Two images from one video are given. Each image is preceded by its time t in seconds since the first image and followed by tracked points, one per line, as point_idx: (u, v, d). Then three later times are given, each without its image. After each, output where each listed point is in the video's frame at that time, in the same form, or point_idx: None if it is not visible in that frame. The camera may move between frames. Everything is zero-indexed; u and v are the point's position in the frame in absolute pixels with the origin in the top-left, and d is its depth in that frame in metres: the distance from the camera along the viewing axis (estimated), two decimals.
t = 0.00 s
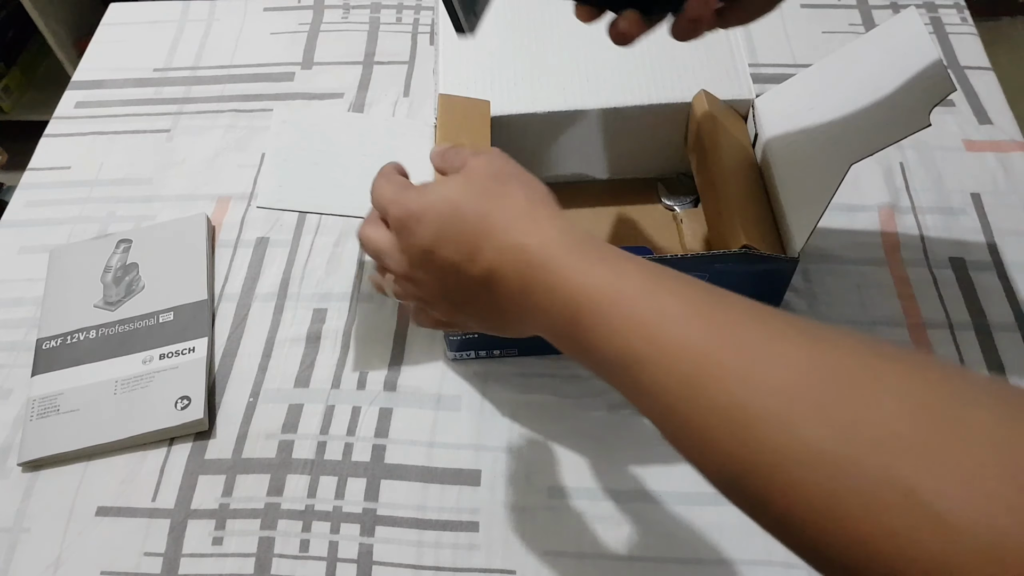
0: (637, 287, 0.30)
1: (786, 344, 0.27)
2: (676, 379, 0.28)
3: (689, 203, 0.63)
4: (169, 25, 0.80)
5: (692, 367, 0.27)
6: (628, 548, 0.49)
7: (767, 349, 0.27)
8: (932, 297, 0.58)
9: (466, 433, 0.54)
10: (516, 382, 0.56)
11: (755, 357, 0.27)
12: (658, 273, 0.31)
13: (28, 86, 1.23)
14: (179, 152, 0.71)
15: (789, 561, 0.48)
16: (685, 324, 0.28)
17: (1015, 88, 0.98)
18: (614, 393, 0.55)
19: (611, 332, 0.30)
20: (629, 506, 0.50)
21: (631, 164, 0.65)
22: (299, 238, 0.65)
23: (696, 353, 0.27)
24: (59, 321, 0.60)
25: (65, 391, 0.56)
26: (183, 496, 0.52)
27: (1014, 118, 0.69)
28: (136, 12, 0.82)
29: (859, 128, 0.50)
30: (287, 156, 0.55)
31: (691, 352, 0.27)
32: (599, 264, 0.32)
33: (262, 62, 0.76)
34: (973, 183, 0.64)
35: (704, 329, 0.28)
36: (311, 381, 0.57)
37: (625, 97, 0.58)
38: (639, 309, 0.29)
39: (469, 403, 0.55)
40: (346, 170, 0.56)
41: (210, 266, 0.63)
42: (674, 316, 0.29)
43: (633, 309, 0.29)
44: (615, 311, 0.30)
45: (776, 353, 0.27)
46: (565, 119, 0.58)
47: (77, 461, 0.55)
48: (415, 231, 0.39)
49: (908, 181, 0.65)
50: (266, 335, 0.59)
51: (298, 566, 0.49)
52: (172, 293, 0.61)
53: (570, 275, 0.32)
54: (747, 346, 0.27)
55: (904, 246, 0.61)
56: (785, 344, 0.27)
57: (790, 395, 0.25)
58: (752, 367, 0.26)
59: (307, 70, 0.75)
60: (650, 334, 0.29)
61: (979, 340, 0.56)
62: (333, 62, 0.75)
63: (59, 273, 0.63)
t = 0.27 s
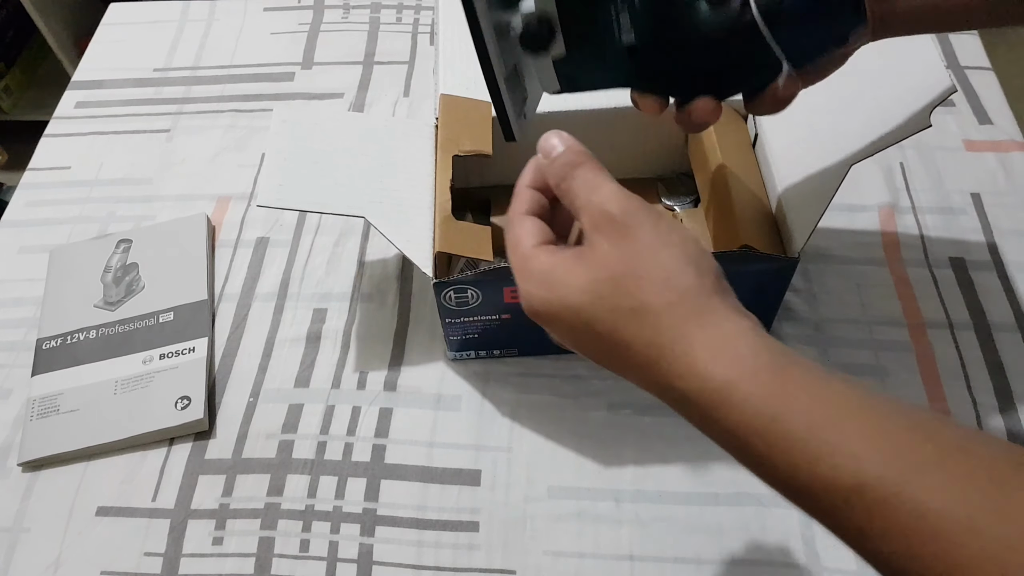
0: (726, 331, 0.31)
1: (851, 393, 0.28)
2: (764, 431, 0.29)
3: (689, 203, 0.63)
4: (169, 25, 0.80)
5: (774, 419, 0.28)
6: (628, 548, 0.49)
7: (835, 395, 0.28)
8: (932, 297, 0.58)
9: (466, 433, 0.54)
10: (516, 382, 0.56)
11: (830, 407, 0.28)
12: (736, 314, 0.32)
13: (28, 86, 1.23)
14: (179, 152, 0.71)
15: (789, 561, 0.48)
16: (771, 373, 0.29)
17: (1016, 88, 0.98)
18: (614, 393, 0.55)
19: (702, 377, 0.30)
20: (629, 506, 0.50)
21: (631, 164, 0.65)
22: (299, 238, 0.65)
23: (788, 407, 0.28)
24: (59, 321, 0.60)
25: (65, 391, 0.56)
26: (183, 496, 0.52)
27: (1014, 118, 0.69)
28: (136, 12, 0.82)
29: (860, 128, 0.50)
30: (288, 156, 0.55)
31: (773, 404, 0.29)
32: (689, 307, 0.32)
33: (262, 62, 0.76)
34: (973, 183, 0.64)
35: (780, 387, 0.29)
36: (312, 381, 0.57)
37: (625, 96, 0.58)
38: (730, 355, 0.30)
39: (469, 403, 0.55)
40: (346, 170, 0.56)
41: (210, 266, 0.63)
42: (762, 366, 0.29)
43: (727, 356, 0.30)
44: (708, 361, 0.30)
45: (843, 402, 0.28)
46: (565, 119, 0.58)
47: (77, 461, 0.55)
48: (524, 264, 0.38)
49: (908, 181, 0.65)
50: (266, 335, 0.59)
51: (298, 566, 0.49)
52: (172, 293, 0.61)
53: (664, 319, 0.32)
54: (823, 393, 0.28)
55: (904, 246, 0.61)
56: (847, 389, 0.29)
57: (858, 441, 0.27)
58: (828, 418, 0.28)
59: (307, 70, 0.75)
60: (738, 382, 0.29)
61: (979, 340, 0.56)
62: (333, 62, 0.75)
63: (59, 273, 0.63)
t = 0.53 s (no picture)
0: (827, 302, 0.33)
1: (916, 335, 0.33)
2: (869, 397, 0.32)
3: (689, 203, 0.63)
4: (168, 25, 0.80)
5: (870, 381, 0.32)
6: (628, 548, 0.49)
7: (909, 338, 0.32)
8: (933, 296, 0.58)
9: (465, 433, 0.54)
10: (516, 382, 0.56)
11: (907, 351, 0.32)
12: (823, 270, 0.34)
13: (28, 86, 1.23)
14: (179, 151, 0.71)
15: (790, 561, 0.48)
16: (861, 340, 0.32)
17: (1016, 87, 0.98)
18: (614, 394, 0.55)
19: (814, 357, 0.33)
20: (629, 506, 0.50)
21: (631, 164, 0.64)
22: (299, 238, 0.65)
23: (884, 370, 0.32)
24: (58, 321, 0.60)
25: (65, 391, 0.56)
26: (183, 496, 0.52)
27: (1015, 118, 0.69)
28: (135, 11, 0.81)
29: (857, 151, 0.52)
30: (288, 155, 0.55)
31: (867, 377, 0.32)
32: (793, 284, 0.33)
33: (261, 62, 0.76)
34: (974, 183, 0.64)
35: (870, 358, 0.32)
36: (311, 381, 0.57)
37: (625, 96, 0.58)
38: (838, 332, 0.33)
39: (469, 403, 0.55)
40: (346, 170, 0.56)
41: (209, 266, 0.63)
42: (858, 335, 0.32)
43: (833, 336, 0.33)
44: (821, 342, 0.33)
45: (914, 348, 0.32)
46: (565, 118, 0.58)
47: (76, 462, 0.54)
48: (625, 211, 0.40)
49: (908, 180, 0.65)
50: (266, 335, 0.59)
51: (297, 566, 0.49)
52: (171, 293, 0.61)
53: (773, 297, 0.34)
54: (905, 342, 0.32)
55: (905, 246, 0.61)
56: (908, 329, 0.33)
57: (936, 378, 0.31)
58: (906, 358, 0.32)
59: (307, 69, 0.75)
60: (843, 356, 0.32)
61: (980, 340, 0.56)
62: (332, 61, 0.75)
63: (59, 273, 0.62)
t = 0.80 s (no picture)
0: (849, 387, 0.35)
1: (932, 412, 0.35)
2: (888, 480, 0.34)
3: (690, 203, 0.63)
4: (167, 24, 0.80)
5: (893, 463, 0.34)
6: (628, 549, 0.48)
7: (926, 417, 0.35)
8: (934, 296, 0.58)
9: (465, 434, 0.53)
10: (515, 383, 0.56)
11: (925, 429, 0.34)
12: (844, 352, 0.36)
13: (26, 85, 1.22)
14: (178, 151, 0.70)
15: (791, 562, 0.48)
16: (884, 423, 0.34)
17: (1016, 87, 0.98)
18: (614, 394, 0.55)
19: (838, 440, 0.35)
20: (630, 507, 0.50)
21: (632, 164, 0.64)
22: (299, 238, 0.64)
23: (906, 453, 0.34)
24: (58, 321, 0.60)
25: (64, 391, 0.56)
26: (182, 496, 0.52)
27: (1016, 117, 0.69)
28: (135, 11, 0.81)
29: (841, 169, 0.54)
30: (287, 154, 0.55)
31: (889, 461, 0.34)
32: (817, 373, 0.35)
33: (261, 61, 0.76)
34: (975, 183, 0.64)
35: (893, 442, 0.34)
36: (311, 381, 0.57)
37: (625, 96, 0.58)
38: (861, 419, 0.34)
39: (469, 403, 0.55)
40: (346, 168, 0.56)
41: (209, 266, 0.62)
42: (879, 420, 0.34)
43: (859, 421, 0.34)
44: (848, 429, 0.35)
45: (931, 426, 0.34)
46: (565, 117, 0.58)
47: (75, 462, 0.54)
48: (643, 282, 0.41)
49: (909, 180, 0.65)
50: (265, 335, 0.59)
51: (297, 567, 0.49)
52: (171, 293, 0.60)
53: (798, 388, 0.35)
54: (923, 421, 0.34)
55: (906, 246, 0.61)
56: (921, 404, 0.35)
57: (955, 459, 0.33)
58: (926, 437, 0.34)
59: (306, 68, 0.75)
60: (867, 441, 0.34)
61: (981, 340, 0.56)
62: (332, 61, 0.75)
63: (58, 272, 0.62)
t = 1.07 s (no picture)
0: (836, 412, 0.37)
1: (919, 431, 0.36)
2: (878, 501, 0.35)
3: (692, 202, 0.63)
4: (166, 23, 0.79)
5: (882, 485, 0.35)
6: (629, 550, 0.48)
7: (913, 437, 0.36)
8: (936, 296, 0.58)
9: (465, 434, 0.53)
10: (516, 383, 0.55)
11: (914, 449, 0.35)
12: (830, 377, 0.37)
13: (23, 83, 1.22)
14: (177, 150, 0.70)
15: (792, 563, 0.47)
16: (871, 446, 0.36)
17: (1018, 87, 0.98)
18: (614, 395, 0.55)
19: (828, 464, 0.37)
20: (631, 508, 0.50)
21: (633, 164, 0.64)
22: (298, 237, 0.64)
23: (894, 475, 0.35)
24: (55, 322, 0.59)
25: (62, 392, 0.56)
26: (180, 498, 0.52)
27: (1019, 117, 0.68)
28: (133, 10, 0.81)
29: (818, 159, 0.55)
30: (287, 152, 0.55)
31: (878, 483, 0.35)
32: (806, 399, 0.37)
33: (260, 60, 0.75)
34: (977, 183, 0.64)
35: (881, 464, 0.35)
36: (310, 381, 0.56)
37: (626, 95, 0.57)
38: (848, 442, 0.36)
39: (469, 404, 0.55)
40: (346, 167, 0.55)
41: (207, 266, 0.62)
42: (871, 441, 0.36)
43: (851, 443, 0.36)
44: (841, 451, 0.36)
45: (918, 445, 0.36)
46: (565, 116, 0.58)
47: (73, 463, 0.54)
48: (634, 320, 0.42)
49: (911, 180, 0.64)
50: (264, 335, 0.59)
51: (295, 569, 0.48)
52: (169, 293, 0.60)
53: (789, 414, 0.37)
54: (910, 442, 0.36)
55: (908, 245, 0.61)
56: (909, 424, 0.36)
57: (943, 478, 0.35)
58: (915, 456, 0.35)
59: (306, 68, 0.74)
60: (856, 463, 0.36)
61: (984, 340, 0.55)
62: (332, 60, 0.75)
63: (56, 272, 0.62)
